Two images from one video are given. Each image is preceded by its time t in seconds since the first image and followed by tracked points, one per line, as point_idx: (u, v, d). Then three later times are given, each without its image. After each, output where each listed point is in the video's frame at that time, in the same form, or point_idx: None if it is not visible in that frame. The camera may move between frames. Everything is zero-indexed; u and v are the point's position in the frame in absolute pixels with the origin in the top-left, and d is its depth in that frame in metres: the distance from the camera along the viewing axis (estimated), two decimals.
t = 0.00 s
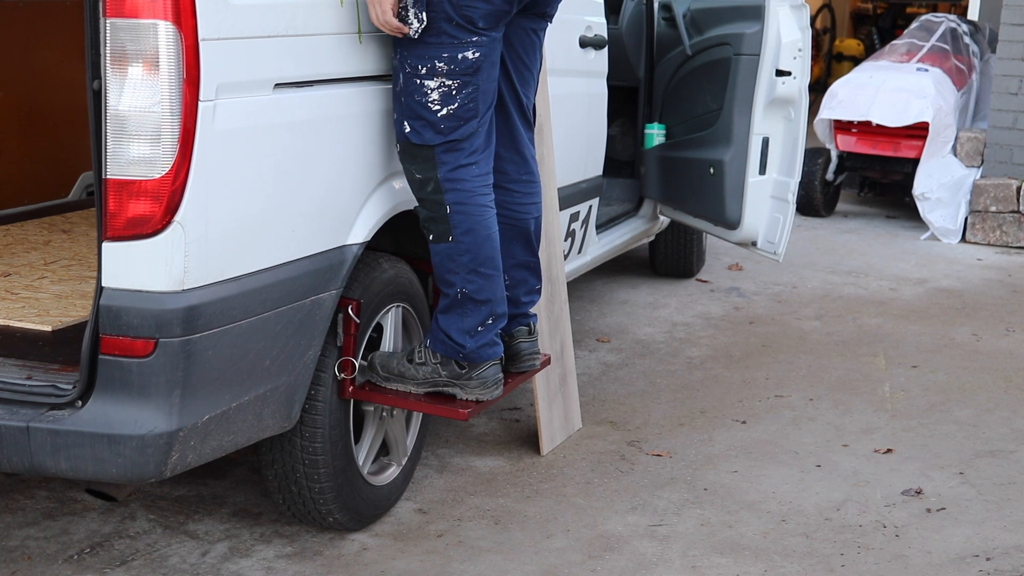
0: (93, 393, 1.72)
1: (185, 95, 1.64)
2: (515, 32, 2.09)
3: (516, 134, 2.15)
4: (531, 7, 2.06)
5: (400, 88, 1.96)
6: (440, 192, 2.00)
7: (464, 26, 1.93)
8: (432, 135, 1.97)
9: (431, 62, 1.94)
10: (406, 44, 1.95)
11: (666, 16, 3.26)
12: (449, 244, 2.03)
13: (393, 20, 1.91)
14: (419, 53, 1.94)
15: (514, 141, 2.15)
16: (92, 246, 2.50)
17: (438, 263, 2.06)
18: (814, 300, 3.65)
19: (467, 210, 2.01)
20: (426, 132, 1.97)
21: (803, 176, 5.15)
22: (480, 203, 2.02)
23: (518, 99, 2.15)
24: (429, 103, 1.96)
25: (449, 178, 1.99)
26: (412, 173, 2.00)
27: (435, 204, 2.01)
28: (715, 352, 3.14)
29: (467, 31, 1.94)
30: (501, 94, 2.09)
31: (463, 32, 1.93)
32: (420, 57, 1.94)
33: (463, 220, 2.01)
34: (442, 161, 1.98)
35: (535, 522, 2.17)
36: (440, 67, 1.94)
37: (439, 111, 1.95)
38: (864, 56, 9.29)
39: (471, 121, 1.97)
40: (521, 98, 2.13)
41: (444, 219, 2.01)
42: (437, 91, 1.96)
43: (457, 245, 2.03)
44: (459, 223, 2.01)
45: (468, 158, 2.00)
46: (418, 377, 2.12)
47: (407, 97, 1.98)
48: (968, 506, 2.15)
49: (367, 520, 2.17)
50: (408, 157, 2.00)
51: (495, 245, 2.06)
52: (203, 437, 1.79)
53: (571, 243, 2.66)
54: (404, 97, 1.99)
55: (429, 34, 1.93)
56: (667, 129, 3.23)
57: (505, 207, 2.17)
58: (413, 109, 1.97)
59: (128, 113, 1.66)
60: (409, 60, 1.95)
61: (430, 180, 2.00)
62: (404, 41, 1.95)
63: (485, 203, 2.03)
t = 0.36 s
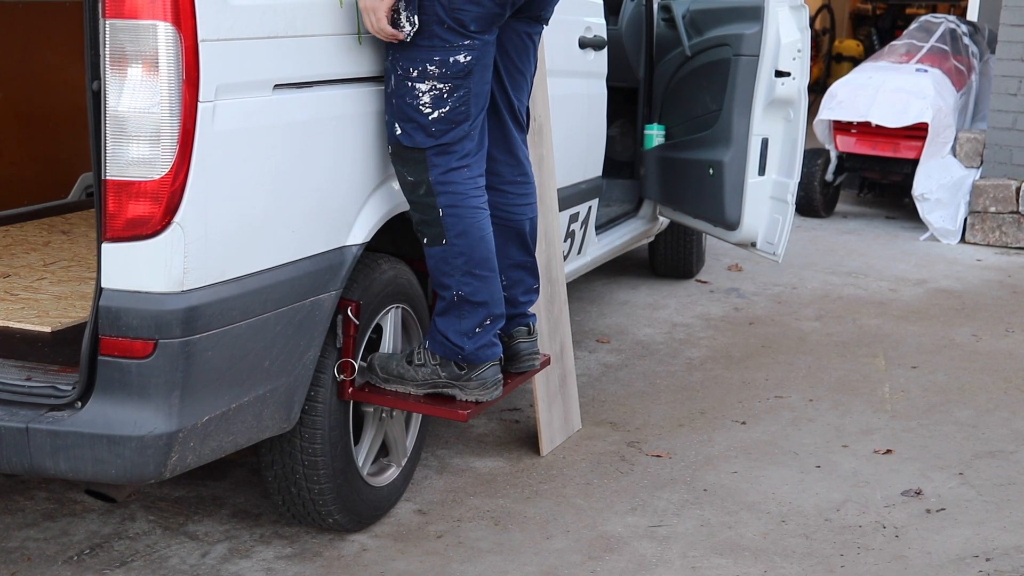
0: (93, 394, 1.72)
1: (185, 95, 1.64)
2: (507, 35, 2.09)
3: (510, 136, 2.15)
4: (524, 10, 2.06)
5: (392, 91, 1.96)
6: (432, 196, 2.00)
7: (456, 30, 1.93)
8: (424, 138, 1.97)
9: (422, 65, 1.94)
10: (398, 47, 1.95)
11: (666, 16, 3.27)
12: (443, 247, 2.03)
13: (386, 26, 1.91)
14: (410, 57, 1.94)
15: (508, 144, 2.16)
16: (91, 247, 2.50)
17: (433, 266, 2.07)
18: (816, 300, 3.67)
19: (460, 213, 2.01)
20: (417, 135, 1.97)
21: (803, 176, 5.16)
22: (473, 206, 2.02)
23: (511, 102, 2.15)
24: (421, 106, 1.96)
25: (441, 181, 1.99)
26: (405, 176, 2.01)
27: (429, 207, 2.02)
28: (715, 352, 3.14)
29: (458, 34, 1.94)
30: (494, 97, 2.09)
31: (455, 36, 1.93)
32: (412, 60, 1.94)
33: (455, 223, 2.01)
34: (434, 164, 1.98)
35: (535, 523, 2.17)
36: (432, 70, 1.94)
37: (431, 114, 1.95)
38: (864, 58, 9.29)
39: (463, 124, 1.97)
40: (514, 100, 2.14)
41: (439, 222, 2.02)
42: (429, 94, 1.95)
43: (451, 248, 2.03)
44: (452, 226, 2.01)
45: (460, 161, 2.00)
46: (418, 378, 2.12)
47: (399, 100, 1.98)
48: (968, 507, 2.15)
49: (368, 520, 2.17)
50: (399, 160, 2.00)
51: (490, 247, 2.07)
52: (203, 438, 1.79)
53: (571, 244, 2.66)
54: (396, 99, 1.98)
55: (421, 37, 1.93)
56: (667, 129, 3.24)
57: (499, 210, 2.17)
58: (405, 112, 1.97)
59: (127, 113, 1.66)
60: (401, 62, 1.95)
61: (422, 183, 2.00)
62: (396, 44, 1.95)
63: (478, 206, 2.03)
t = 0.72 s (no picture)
0: (92, 395, 1.72)
1: (185, 97, 1.65)
2: (507, 38, 2.10)
3: (510, 138, 2.16)
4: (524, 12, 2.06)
5: (393, 92, 1.97)
6: (434, 198, 2.01)
7: (456, 31, 1.93)
8: (425, 140, 1.98)
9: (423, 66, 1.95)
10: (399, 49, 1.96)
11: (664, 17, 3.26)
12: (443, 249, 2.04)
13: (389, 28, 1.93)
14: (411, 58, 1.95)
15: (509, 146, 2.17)
16: (90, 248, 2.51)
17: (432, 269, 2.08)
18: (815, 301, 3.67)
19: (461, 215, 2.02)
20: (418, 137, 1.98)
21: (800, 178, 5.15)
22: (474, 209, 2.03)
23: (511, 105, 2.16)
24: (421, 108, 1.97)
25: (442, 183, 2.00)
26: (407, 178, 2.01)
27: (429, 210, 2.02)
28: (713, 353, 3.15)
29: (459, 37, 1.95)
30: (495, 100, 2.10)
31: (455, 37, 1.94)
32: (413, 62, 1.95)
33: (456, 226, 2.02)
34: (435, 166, 1.99)
35: (534, 523, 2.18)
36: (432, 72, 1.95)
37: (431, 116, 1.96)
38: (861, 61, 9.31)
39: (464, 126, 1.98)
40: (514, 102, 2.15)
41: (439, 224, 2.03)
42: (430, 96, 1.96)
43: (452, 251, 2.04)
44: (453, 229, 2.02)
45: (460, 163, 2.01)
46: (416, 379, 2.13)
47: (400, 102, 1.99)
48: (965, 506, 2.16)
49: (368, 521, 2.18)
50: (400, 161, 2.01)
51: (490, 250, 2.07)
52: (203, 439, 1.80)
53: (570, 245, 2.67)
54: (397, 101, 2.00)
55: (422, 39, 1.94)
56: (664, 131, 3.24)
57: (500, 212, 2.18)
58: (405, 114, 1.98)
59: (127, 115, 1.67)
60: (402, 64, 1.96)
61: (423, 185, 2.01)
62: (398, 46, 1.96)
63: (479, 208, 2.04)
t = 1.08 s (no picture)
0: (131, 387, 1.94)
1: (213, 117, 1.86)
2: (505, 62, 2.31)
3: (508, 155, 2.38)
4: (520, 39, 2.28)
5: (400, 111, 2.18)
6: (438, 208, 2.22)
7: (457, 57, 2.15)
8: (430, 155, 2.19)
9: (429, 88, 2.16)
10: (407, 73, 2.17)
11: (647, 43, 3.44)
12: (447, 255, 2.26)
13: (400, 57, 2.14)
14: (416, 82, 2.16)
15: (508, 162, 2.38)
16: (128, 253, 2.73)
17: (438, 273, 2.30)
18: (781, 303, 3.86)
19: (463, 224, 2.23)
20: (422, 152, 2.19)
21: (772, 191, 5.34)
22: (474, 217, 2.24)
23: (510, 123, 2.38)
24: (426, 126, 2.18)
25: (444, 194, 2.20)
26: (415, 190, 2.22)
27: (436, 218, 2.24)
28: (694, 349, 3.36)
29: (459, 61, 2.16)
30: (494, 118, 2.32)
31: (456, 62, 2.15)
32: (419, 84, 2.16)
33: (459, 233, 2.23)
34: (440, 179, 2.20)
35: (531, 502, 2.40)
36: (435, 93, 2.15)
37: (436, 133, 2.17)
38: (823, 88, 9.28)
39: (464, 142, 2.19)
40: (511, 120, 2.36)
41: (443, 231, 2.25)
42: (434, 115, 2.17)
43: (455, 256, 2.25)
44: (455, 236, 2.24)
45: (460, 176, 2.21)
46: (424, 372, 2.34)
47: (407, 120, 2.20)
48: (920, 487, 2.39)
49: (380, 501, 2.40)
50: (408, 175, 2.22)
51: (490, 255, 2.29)
52: (229, 427, 2.01)
53: (563, 250, 2.89)
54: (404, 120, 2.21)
55: (427, 64, 2.15)
56: (649, 147, 3.45)
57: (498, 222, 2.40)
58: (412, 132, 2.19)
59: (161, 134, 1.87)
60: (409, 87, 2.17)
61: (429, 197, 2.22)
62: (405, 71, 2.17)
63: (479, 218, 2.25)
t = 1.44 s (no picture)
0: (182, 374, 2.28)
1: (253, 142, 2.20)
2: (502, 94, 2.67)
3: (502, 175, 2.74)
4: (517, 75, 2.64)
5: (411, 135, 2.53)
6: (445, 220, 2.58)
7: (461, 89, 2.51)
8: (436, 174, 2.55)
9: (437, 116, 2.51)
10: (416, 100, 2.52)
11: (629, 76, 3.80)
12: (453, 260, 2.62)
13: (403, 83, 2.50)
14: (425, 110, 2.51)
15: (503, 180, 2.75)
16: (179, 259, 3.10)
17: (445, 275, 2.67)
18: (737, 302, 4.21)
19: (465, 232, 2.59)
20: (430, 171, 2.54)
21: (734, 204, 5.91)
22: (474, 227, 2.60)
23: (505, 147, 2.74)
24: (434, 149, 2.53)
25: (448, 207, 2.55)
26: (424, 204, 2.58)
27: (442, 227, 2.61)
28: (669, 341, 3.73)
29: (463, 92, 2.52)
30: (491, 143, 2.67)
31: (460, 93, 2.51)
32: (428, 113, 2.52)
33: (461, 240, 2.59)
34: (444, 194, 2.55)
35: (527, 474, 2.77)
36: (442, 120, 2.50)
37: (443, 155, 2.52)
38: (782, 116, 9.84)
39: (466, 163, 2.55)
40: (507, 143, 2.73)
41: (449, 239, 2.61)
42: (441, 139, 2.52)
43: (459, 261, 2.62)
44: (460, 243, 2.60)
45: (462, 192, 2.57)
46: (434, 361, 2.70)
47: (418, 144, 2.56)
48: (863, 460, 2.77)
49: (397, 473, 2.77)
50: (418, 191, 2.58)
51: (490, 260, 2.65)
52: (266, 409, 2.36)
53: (555, 255, 3.25)
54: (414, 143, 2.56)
55: (434, 95, 2.50)
56: (630, 165, 3.80)
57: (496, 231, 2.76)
58: (421, 153, 2.55)
59: (208, 154, 2.21)
60: (420, 114, 2.53)
61: (437, 210, 2.58)
62: (415, 99, 2.52)
63: (480, 228, 2.61)
